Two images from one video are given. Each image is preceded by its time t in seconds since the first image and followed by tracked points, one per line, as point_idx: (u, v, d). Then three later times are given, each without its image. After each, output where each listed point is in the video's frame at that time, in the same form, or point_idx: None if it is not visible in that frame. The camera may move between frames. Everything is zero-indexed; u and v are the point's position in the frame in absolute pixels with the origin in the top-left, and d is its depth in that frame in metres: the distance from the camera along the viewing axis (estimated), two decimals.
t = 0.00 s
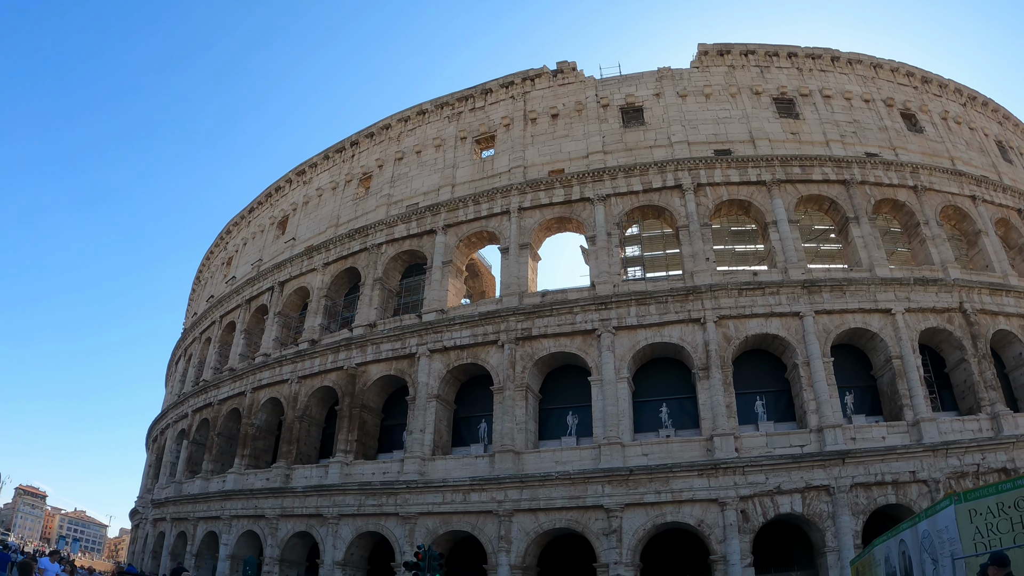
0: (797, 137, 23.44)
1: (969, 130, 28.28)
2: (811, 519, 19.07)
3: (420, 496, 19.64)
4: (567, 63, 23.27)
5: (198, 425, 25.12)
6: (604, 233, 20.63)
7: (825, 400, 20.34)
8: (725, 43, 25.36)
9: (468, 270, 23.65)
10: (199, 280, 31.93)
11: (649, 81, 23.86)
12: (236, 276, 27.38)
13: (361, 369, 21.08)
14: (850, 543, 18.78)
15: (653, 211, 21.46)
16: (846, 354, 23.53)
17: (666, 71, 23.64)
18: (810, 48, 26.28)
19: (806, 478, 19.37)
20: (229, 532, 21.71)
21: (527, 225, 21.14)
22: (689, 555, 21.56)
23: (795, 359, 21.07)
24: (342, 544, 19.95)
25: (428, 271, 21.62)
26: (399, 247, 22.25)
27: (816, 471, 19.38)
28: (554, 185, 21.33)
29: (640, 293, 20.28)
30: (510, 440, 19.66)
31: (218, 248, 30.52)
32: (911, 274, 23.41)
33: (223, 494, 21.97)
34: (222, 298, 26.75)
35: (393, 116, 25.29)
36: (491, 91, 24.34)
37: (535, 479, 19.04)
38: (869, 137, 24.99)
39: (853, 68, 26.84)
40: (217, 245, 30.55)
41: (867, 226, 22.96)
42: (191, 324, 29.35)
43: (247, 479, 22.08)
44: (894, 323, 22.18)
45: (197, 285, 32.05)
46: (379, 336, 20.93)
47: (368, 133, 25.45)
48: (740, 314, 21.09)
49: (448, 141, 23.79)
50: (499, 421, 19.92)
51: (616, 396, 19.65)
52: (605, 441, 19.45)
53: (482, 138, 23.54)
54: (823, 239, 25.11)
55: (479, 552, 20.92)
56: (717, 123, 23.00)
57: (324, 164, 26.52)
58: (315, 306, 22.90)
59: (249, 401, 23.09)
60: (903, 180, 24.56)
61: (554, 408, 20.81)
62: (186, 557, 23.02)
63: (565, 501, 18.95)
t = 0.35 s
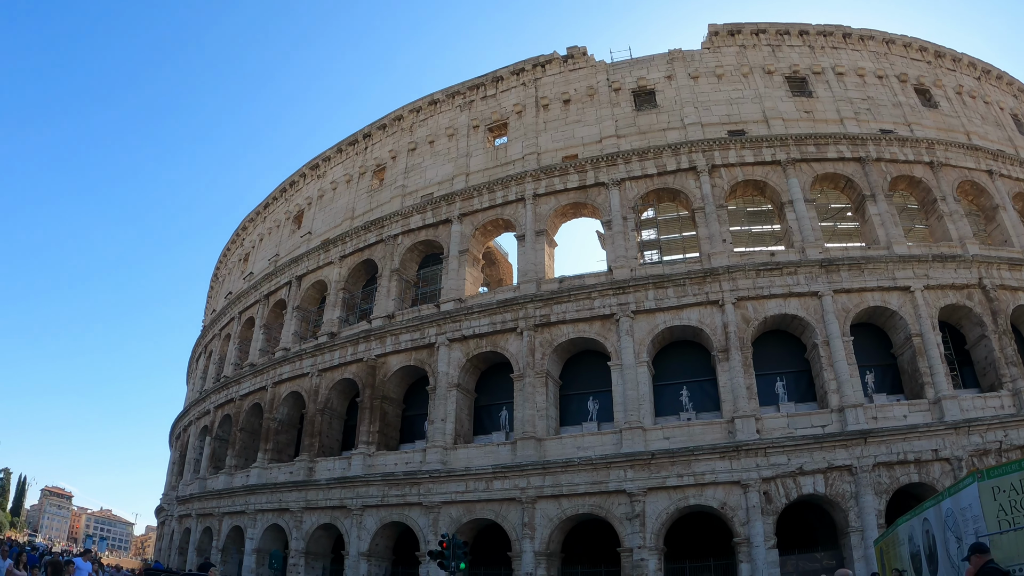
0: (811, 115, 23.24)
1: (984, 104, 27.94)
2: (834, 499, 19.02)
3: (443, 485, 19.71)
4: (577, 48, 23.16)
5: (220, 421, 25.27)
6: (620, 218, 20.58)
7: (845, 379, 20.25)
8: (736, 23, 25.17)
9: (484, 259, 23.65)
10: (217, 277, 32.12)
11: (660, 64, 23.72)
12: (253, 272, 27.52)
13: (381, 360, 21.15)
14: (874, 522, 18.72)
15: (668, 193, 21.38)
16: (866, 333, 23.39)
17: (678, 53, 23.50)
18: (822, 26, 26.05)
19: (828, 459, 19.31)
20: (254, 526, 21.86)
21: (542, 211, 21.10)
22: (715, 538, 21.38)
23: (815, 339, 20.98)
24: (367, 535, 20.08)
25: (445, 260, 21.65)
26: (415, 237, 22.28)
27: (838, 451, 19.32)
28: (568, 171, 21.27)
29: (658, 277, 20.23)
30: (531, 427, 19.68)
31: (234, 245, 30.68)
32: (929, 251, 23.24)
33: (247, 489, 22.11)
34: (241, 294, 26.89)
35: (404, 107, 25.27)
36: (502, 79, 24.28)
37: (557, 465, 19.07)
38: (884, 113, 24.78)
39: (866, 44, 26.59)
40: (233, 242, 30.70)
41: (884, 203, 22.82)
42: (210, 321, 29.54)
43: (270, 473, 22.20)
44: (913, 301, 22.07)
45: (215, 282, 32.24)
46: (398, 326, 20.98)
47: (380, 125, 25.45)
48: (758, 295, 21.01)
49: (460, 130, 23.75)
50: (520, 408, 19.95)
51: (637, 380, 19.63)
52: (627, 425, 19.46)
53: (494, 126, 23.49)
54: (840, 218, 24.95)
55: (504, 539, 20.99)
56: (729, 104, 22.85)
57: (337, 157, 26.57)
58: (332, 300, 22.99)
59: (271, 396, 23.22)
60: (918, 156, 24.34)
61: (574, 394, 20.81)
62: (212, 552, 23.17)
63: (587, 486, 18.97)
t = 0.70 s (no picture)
0: (822, 92, 23.05)
1: (997, 78, 27.64)
2: (850, 478, 19.02)
3: (460, 468, 19.78)
4: (585, 29, 23.03)
5: (237, 410, 25.42)
6: (632, 198, 20.54)
7: (860, 357, 20.20)
8: None
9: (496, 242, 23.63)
10: (231, 266, 32.28)
11: (668, 43, 23.57)
12: (266, 261, 27.62)
13: (395, 346, 21.21)
14: (890, 501, 18.70)
15: (679, 173, 21.32)
16: (880, 310, 23.27)
17: (686, 31, 23.34)
18: (831, 1, 25.83)
19: (844, 437, 19.29)
20: (273, 514, 22.01)
21: (554, 193, 21.07)
22: (732, 518, 21.20)
23: (829, 317, 20.92)
24: (385, 520, 20.22)
25: (457, 244, 21.67)
26: (427, 222, 22.30)
27: (854, 430, 19.30)
28: (579, 152, 21.21)
29: (670, 257, 20.19)
30: (547, 410, 19.71)
31: (247, 234, 30.78)
32: (942, 227, 23.10)
33: (265, 477, 22.24)
34: (254, 283, 27.00)
35: (413, 93, 25.22)
36: (510, 62, 24.20)
37: (573, 447, 19.10)
38: (895, 89, 24.60)
39: (876, 20, 26.35)
40: (246, 231, 30.81)
41: (897, 179, 22.72)
42: (225, 311, 29.70)
43: (287, 460, 22.32)
44: (927, 278, 21.97)
45: (228, 272, 32.39)
46: (411, 312, 21.02)
47: (389, 111, 25.42)
48: (771, 274, 20.94)
49: (469, 114, 23.69)
50: (535, 391, 19.98)
51: (651, 360, 19.63)
52: (642, 406, 19.46)
53: (503, 109, 23.44)
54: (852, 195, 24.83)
55: (521, 522, 21.06)
56: (739, 82, 22.70)
57: (346, 144, 26.58)
58: (346, 287, 23.07)
59: (286, 384, 23.33)
60: (931, 131, 24.14)
61: (589, 375, 20.80)
62: (231, 540, 23.33)
63: (604, 468, 19.01)
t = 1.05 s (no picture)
0: (832, 64, 22.80)
1: (1008, 49, 27.33)
2: (864, 451, 19.05)
3: (474, 446, 19.86)
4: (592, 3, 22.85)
5: (251, 393, 25.56)
6: (642, 173, 20.48)
7: (873, 330, 20.15)
8: None
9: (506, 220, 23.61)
10: (242, 250, 32.38)
11: (676, 17, 23.38)
12: (277, 244, 27.70)
13: (408, 325, 21.26)
14: (904, 474, 18.72)
15: (689, 147, 21.26)
16: (893, 282, 23.14)
17: (694, 4, 23.12)
18: None
19: (857, 411, 19.29)
20: (289, 495, 22.18)
21: (563, 169, 21.03)
22: (747, 492, 21.08)
23: (841, 290, 20.86)
24: (401, 499, 20.34)
25: (468, 222, 21.68)
26: (437, 201, 22.29)
27: (867, 403, 19.29)
28: (588, 128, 21.13)
29: (682, 231, 20.14)
30: (560, 386, 19.74)
31: (257, 217, 30.85)
32: (954, 199, 22.96)
33: (281, 458, 22.39)
34: (266, 266, 27.08)
35: (420, 72, 25.13)
36: (517, 39, 24.08)
37: (587, 423, 19.14)
38: (905, 60, 24.44)
39: None
40: (256, 214, 30.88)
41: (908, 150, 22.63)
42: (237, 295, 29.80)
43: (302, 442, 22.44)
44: (939, 250, 21.88)
45: (239, 255, 32.51)
46: (424, 291, 21.06)
47: (396, 90, 25.34)
48: (783, 247, 20.87)
49: (477, 92, 23.60)
50: (548, 367, 20.00)
51: (664, 335, 19.61)
52: (655, 381, 19.46)
53: (511, 86, 23.36)
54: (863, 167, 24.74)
55: (536, 498, 21.14)
56: (748, 55, 22.53)
57: (354, 125, 26.55)
58: (357, 267, 23.12)
59: (300, 365, 23.45)
60: (942, 102, 23.95)
61: (602, 351, 20.80)
62: (249, 522, 23.52)
63: (618, 443, 19.05)
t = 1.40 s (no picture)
0: (841, 36, 22.58)
1: (1020, 21, 27.04)
2: (875, 425, 19.14)
3: (486, 422, 19.95)
4: None
5: (263, 373, 25.70)
6: (650, 147, 20.43)
7: (884, 304, 20.13)
8: None
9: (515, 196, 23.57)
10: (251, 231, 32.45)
11: None
12: (286, 224, 27.78)
13: (418, 303, 21.33)
14: (915, 448, 18.81)
15: (698, 121, 21.18)
16: (904, 256, 23.01)
17: None
18: None
19: (868, 385, 19.32)
20: (303, 474, 22.35)
21: (572, 144, 20.98)
22: (757, 467, 20.95)
23: (852, 264, 20.80)
24: (414, 477, 20.49)
25: (477, 199, 21.68)
26: (446, 177, 22.29)
27: (878, 377, 19.31)
28: (596, 102, 21.05)
29: (691, 205, 20.09)
30: (571, 361, 19.77)
31: (265, 198, 30.90)
32: (965, 171, 22.84)
33: (294, 438, 22.54)
34: (275, 247, 27.15)
35: (426, 49, 25.02)
36: (523, 14, 23.93)
37: (598, 398, 19.18)
38: (915, 32, 24.38)
39: None
40: (264, 195, 30.93)
41: (918, 123, 22.57)
42: (247, 276, 29.90)
43: (315, 421, 22.58)
44: (950, 224, 21.80)
45: (248, 236, 32.62)
46: (433, 269, 21.10)
47: (402, 68, 25.26)
48: (794, 221, 20.80)
49: (484, 68, 23.51)
50: (559, 343, 20.03)
51: (674, 310, 19.62)
52: (666, 355, 19.49)
53: (518, 62, 23.26)
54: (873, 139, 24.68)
55: (549, 474, 21.28)
56: (757, 27, 22.37)
57: (361, 104, 26.49)
58: (367, 246, 23.18)
59: (311, 345, 23.56)
60: (952, 74, 23.79)
61: (612, 326, 20.80)
62: (263, 502, 23.73)
63: (629, 418, 19.09)
